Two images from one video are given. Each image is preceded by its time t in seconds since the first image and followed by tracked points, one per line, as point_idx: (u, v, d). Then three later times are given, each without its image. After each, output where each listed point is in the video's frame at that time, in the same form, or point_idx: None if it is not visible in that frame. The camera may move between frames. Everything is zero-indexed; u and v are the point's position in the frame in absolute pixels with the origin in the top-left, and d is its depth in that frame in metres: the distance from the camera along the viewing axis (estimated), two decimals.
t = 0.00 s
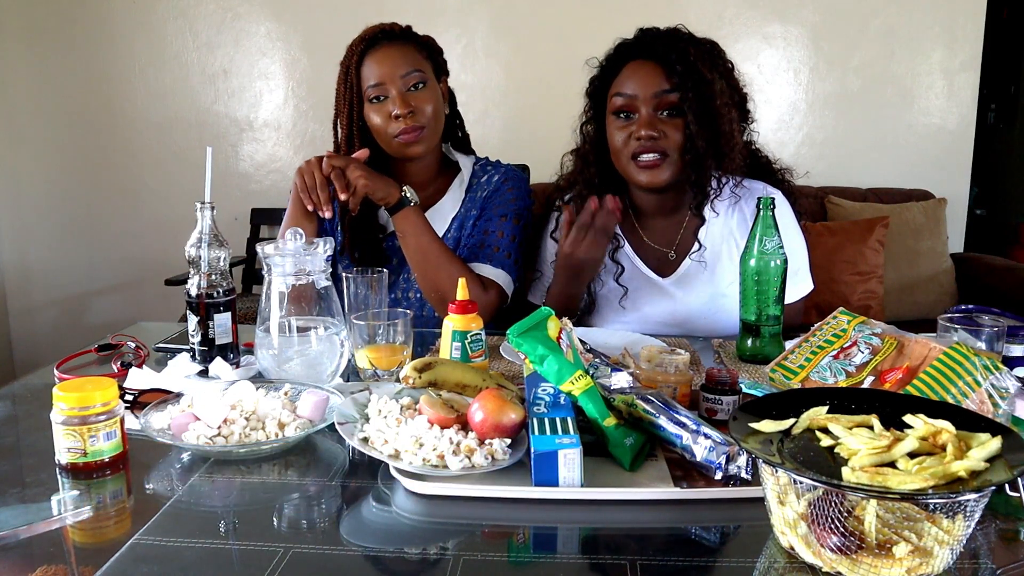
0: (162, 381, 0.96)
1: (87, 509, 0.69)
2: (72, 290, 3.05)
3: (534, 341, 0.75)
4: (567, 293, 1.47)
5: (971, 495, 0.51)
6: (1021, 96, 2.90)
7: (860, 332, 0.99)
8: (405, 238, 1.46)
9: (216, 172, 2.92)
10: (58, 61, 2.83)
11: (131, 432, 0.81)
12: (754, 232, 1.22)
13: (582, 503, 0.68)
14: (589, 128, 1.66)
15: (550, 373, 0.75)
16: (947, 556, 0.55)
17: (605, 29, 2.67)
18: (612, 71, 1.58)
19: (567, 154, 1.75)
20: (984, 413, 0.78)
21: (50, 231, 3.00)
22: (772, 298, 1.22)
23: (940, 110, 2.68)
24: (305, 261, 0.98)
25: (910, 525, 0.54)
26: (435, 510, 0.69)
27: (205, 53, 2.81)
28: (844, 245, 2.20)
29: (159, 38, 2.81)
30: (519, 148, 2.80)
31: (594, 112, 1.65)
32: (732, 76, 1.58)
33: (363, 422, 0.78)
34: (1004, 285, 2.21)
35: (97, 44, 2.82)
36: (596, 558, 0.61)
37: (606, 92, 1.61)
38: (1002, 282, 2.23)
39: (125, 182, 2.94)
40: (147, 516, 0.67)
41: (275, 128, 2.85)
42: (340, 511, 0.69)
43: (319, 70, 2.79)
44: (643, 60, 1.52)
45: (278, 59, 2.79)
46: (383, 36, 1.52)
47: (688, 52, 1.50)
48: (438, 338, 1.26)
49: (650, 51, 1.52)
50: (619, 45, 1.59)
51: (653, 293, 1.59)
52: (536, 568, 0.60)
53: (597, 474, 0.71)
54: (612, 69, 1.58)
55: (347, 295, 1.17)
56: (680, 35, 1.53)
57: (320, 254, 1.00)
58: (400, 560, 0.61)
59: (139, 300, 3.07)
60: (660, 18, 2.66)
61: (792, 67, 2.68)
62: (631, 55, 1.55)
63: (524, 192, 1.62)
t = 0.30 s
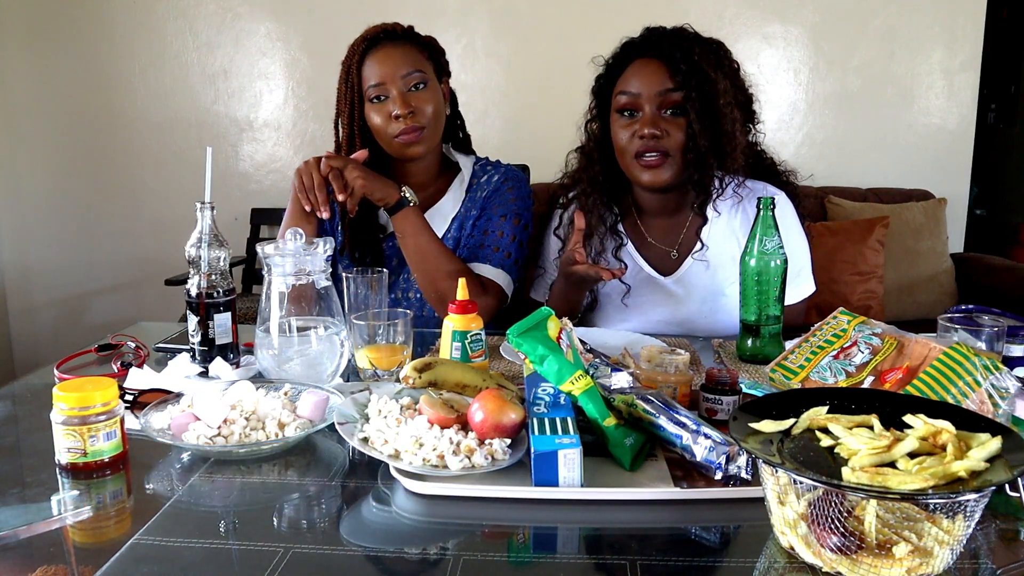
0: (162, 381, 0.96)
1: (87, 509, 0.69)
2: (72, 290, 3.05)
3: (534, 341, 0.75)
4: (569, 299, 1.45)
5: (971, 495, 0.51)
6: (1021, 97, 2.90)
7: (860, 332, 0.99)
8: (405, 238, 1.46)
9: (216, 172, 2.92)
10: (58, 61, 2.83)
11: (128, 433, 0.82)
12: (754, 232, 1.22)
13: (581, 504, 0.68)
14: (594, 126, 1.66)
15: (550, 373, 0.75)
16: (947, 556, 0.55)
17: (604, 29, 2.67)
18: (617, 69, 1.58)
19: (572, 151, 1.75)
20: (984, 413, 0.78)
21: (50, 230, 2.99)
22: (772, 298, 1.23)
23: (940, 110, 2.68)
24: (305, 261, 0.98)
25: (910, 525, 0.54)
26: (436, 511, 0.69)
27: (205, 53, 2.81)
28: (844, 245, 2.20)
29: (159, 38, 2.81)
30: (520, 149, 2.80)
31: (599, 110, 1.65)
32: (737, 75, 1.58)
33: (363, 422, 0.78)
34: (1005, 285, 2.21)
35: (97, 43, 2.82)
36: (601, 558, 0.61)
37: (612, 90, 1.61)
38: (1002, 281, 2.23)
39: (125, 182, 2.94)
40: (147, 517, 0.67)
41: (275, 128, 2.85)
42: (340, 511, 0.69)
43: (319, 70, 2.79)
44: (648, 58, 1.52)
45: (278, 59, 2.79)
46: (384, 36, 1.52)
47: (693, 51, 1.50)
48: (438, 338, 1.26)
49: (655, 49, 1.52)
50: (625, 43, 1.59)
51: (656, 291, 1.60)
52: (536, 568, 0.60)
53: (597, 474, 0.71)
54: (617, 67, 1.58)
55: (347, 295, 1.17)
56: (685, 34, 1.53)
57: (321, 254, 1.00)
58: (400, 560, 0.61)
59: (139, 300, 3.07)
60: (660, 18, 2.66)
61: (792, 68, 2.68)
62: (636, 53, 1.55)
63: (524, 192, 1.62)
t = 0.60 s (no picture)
0: (162, 381, 0.96)
1: (87, 509, 0.69)
2: (72, 290, 3.06)
3: (533, 341, 0.75)
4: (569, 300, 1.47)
5: (971, 495, 0.52)
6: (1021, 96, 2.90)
7: (860, 332, 0.99)
8: (406, 237, 1.46)
9: (216, 172, 2.92)
10: (58, 61, 2.83)
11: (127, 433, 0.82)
12: (754, 232, 1.22)
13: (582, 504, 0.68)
14: (603, 124, 1.66)
15: (550, 373, 0.75)
16: (947, 556, 0.56)
17: (604, 29, 2.67)
18: (623, 67, 1.58)
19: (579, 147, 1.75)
20: (984, 413, 0.78)
21: (50, 230, 2.99)
22: (772, 299, 1.23)
23: (940, 110, 2.68)
24: (305, 261, 0.98)
25: (909, 525, 0.54)
26: (436, 511, 0.69)
27: (205, 53, 2.81)
28: (844, 245, 2.20)
29: (159, 38, 2.81)
30: (520, 148, 2.79)
31: (607, 108, 1.66)
32: (742, 74, 1.58)
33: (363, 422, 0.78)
34: (1005, 285, 2.21)
35: (98, 43, 2.82)
36: (606, 557, 0.61)
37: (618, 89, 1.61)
38: (1002, 281, 2.23)
39: (125, 182, 2.94)
40: (147, 516, 0.67)
41: (275, 128, 2.85)
42: (340, 511, 0.69)
43: (319, 70, 2.79)
44: (654, 56, 1.52)
45: (278, 59, 2.79)
46: (384, 37, 1.52)
47: (697, 49, 1.50)
48: (438, 338, 1.26)
49: (662, 48, 1.52)
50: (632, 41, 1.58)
51: (655, 290, 1.60)
52: (536, 568, 0.60)
53: (596, 474, 0.71)
54: (623, 66, 1.58)
55: (347, 295, 1.17)
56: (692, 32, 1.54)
57: (321, 254, 1.00)
58: (400, 560, 0.61)
59: (139, 300, 3.07)
60: (660, 18, 2.66)
61: (792, 67, 2.68)
62: (641, 51, 1.55)
63: (525, 192, 1.62)
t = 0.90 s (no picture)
0: (162, 381, 0.96)
1: (87, 509, 0.69)
2: (72, 290, 3.06)
3: (533, 341, 0.75)
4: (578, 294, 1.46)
5: (971, 495, 0.52)
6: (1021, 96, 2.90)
7: (859, 332, 0.99)
8: (408, 236, 1.46)
9: (216, 172, 2.93)
10: (58, 61, 2.83)
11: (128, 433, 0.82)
12: (754, 231, 1.22)
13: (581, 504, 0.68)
14: (612, 117, 1.64)
15: (550, 372, 0.75)
16: (946, 556, 0.56)
17: (604, 29, 2.67)
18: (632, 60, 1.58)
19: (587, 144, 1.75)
20: (983, 413, 0.78)
21: (49, 230, 2.99)
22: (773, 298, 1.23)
23: (940, 110, 2.68)
24: (305, 261, 0.98)
25: (909, 525, 0.54)
26: (436, 511, 0.69)
27: (205, 53, 2.82)
28: (844, 245, 2.20)
29: (159, 38, 2.81)
30: (520, 149, 2.80)
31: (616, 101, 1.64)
32: (753, 69, 1.58)
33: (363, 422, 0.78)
34: (1005, 284, 2.21)
35: (98, 43, 2.82)
36: (607, 557, 0.61)
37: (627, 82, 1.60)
38: (1002, 281, 2.23)
39: (125, 182, 2.94)
40: (147, 516, 0.68)
41: (275, 128, 2.85)
42: (340, 511, 0.69)
43: (319, 70, 2.79)
44: (662, 47, 1.52)
45: (278, 59, 2.79)
46: (383, 36, 1.52)
47: (706, 41, 1.51)
48: (438, 338, 1.26)
49: (670, 39, 1.52)
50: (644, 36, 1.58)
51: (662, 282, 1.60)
52: (536, 568, 0.60)
53: (596, 474, 0.71)
54: (633, 59, 1.58)
55: (347, 295, 1.17)
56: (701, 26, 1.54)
57: (321, 254, 1.00)
58: (400, 560, 0.61)
59: (139, 300, 3.07)
60: (660, 18, 2.66)
61: (792, 67, 2.68)
62: (649, 44, 1.55)
63: (526, 192, 1.62)
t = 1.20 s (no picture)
0: (162, 381, 0.96)
1: (87, 509, 0.69)
2: (72, 290, 3.06)
3: (534, 341, 0.75)
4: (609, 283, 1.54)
5: (971, 495, 0.52)
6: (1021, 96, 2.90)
7: (860, 332, 0.99)
8: (411, 232, 1.46)
9: (216, 173, 2.93)
10: (58, 61, 2.83)
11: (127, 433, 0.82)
12: (754, 231, 1.22)
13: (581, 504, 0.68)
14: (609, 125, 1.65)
15: (550, 373, 0.75)
16: (946, 556, 0.56)
17: (604, 29, 2.67)
18: (624, 63, 1.58)
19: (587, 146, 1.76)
20: (983, 413, 0.78)
21: (49, 230, 2.99)
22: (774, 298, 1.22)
23: (940, 110, 2.68)
24: (305, 261, 0.98)
25: (909, 525, 0.54)
26: (436, 511, 0.69)
27: (205, 53, 2.82)
28: (844, 245, 2.20)
29: (159, 38, 2.81)
30: (520, 149, 2.80)
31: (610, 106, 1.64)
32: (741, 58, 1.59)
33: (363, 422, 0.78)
34: (1005, 285, 2.21)
35: (98, 43, 2.82)
36: (607, 557, 0.61)
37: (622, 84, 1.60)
38: (1001, 281, 2.23)
39: (125, 182, 2.94)
40: (146, 516, 0.67)
41: (275, 128, 2.85)
42: (340, 511, 0.69)
43: (319, 70, 2.79)
44: (651, 49, 1.52)
45: (278, 59, 2.79)
46: (383, 36, 1.52)
47: (696, 35, 1.52)
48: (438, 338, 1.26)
49: (660, 40, 1.52)
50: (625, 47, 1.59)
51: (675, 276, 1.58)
52: (536, 568, 0.60)
53: (597, 474, 0.71)
54: (623, 63, 1.59)
55: (348, 294, 1.17)
56: (682, 24, 1.55)
57: (321, 254, 1.00)
58: (400, 560, 0.61)
59: (139, 301, 3.07)
60: (660, 18, 2.66)
61: (792, 67, 2.68)
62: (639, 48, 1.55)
63: (528, 192, 1.62)
